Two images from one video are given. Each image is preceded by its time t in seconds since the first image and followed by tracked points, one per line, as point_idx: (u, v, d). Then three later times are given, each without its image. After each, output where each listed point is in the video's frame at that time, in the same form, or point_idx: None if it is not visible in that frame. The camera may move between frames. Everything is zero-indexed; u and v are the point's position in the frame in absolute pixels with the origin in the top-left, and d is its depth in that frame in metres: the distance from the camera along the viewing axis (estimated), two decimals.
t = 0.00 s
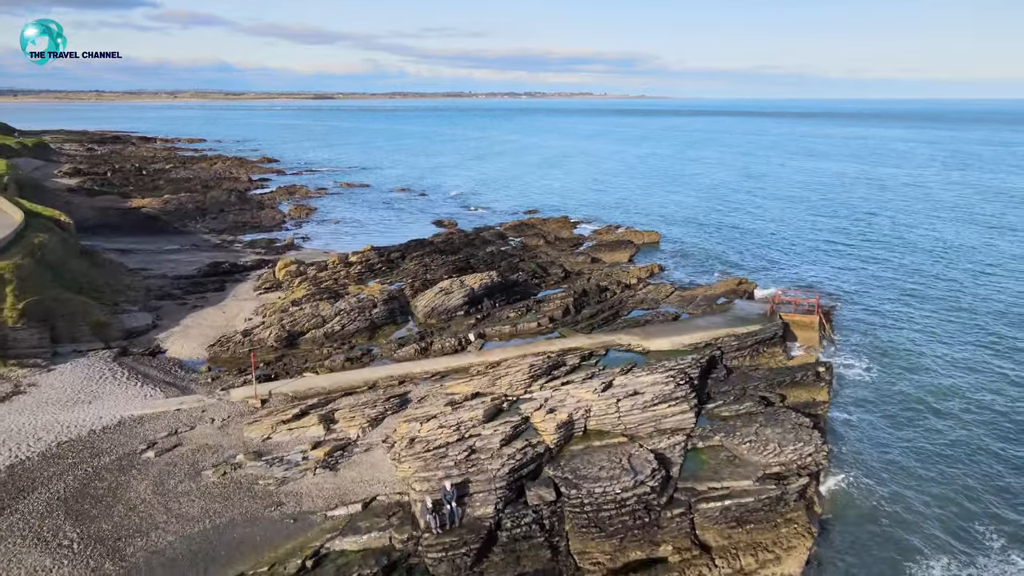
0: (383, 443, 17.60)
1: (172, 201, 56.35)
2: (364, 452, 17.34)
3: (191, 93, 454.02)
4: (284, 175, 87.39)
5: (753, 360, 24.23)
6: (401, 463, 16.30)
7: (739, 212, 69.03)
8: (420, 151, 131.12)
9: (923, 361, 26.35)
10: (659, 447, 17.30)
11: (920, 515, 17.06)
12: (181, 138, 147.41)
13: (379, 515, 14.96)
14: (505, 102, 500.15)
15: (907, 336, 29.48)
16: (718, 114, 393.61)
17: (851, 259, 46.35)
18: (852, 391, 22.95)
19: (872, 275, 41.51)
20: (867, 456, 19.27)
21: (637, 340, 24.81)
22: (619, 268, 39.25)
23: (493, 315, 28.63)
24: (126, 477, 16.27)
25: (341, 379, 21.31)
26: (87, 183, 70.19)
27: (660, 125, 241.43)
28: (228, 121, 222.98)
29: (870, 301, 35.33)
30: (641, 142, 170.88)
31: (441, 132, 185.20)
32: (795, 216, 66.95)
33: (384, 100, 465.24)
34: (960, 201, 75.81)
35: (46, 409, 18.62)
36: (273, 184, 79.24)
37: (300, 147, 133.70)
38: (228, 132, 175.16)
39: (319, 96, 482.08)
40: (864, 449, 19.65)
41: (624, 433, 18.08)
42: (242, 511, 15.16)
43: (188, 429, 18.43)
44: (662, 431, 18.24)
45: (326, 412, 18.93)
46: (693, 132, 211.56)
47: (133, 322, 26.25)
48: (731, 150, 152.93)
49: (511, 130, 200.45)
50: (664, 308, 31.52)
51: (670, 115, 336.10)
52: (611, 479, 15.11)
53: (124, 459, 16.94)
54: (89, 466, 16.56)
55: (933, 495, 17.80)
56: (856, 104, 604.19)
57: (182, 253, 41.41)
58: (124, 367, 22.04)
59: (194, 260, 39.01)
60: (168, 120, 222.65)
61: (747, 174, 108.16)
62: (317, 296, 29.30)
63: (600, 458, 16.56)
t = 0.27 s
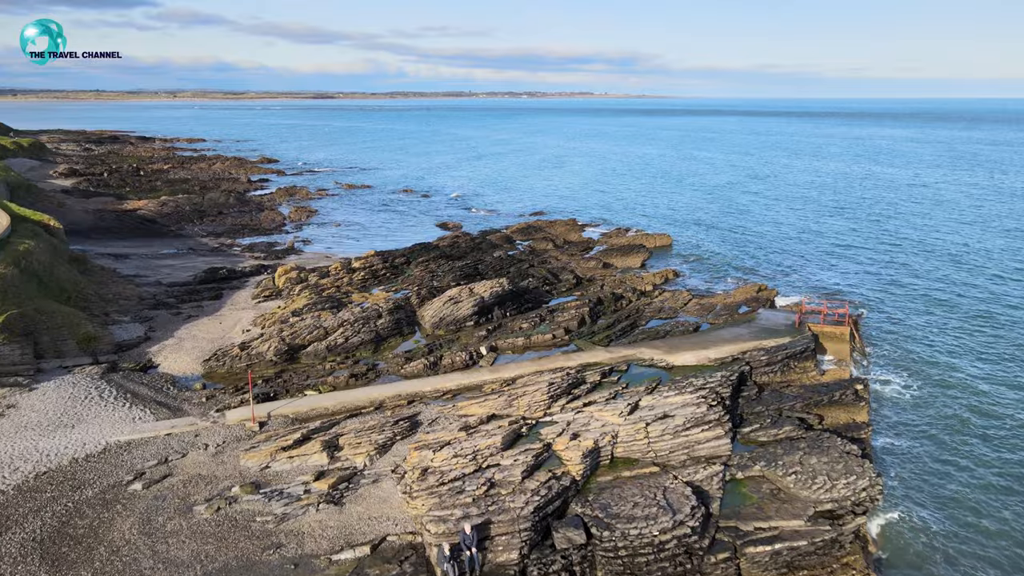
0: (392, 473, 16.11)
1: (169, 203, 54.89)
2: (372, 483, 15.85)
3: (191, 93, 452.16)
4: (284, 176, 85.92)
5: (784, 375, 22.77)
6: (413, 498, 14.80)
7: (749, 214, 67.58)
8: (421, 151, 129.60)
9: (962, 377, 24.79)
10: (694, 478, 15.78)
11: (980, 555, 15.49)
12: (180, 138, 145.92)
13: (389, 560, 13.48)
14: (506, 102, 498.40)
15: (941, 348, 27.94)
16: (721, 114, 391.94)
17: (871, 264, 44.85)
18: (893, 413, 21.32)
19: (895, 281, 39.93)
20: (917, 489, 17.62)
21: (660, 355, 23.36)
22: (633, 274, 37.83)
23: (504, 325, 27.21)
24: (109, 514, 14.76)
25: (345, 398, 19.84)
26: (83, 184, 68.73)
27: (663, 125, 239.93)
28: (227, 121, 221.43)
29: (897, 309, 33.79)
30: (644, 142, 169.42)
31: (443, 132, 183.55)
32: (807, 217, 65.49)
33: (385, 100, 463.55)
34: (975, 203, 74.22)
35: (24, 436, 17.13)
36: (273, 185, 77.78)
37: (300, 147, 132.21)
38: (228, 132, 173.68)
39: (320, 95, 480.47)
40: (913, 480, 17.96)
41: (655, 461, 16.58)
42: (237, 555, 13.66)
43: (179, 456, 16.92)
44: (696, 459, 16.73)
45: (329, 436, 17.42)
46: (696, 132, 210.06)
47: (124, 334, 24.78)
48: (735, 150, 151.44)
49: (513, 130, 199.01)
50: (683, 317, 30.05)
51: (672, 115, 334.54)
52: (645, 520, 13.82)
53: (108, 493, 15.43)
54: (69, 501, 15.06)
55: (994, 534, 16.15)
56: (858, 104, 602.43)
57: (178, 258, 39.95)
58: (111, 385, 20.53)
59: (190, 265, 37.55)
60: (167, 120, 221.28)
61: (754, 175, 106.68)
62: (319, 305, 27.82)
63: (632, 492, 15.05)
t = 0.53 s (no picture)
0: (404, 510, 14.62)
1: (166, 205, 53.40)
2: (382, 522, 14.34)
3: (190, 92, 450.49)
4: (284, 176, 84.46)
5: (820, 394, 21.29)
6: (430, 546, 13.41)
7: (759, 216, 66.15)
8: (423, 152, 128.03)
9: (1007, 395, 23.19)
10: (738, 517, 14.37)
11: None
12: (179, 138, 144.46)
13: None
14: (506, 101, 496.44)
15: (980, 360, 26.37)
16: (726, 112, 389.57)
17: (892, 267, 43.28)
18: (941, 441, 19.55)
19: (920, 285, 38.36)
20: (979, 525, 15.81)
21: (686, 371, 21.87)
22: (647, 280, 36.37)
23: (518, 337, 25.75)
24: (90, 559, 13.22)
25: (351, 421, 18.36)
26: (79, 185, 67.25)
27: (665, 125, 238.42)
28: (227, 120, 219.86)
29: (926, 316, 32.25)
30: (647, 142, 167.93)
31: (444, 131, 181.93)
32: (819, 219, 63.99)
33: (385, 100, 461.75)
34: (990, 205, 72.69)
35: None
36: (273, 186, 76.31)
37: (301, 146, 130.72)
38: (227, 132, 172.19)
39: (320, 95, 478.88)
40: (973, 516, 16.14)
41: (693, 495, 15.11)
42: None
43: (169, 489, 15.39)
44: (737, 493, 15.22)
45: (334, 466, 15.91)
46: (700, 132, 208.38)
47: (114, 348, 23.26)
48: (740, 150, 149.83)
49: (515, 129, 197.59)
50: (704, 328, 28.56)
51: (675, 115, 332.80)
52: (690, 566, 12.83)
53: (89, 533, 13.89)
54: (45, 544, 13.51)
55: None
56: (860, 104, 600.45)
57: (174, 263, 38.50)
58: (98, 407, 19.01)
59: (186, 271, 36.07)
60: (166, 121, 220.05)
61: (761, 175, 105.18)
62: (321, 316, 26.32)
63: (672, 536, 13.66)
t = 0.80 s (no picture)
0: (419, 555, 13.09)
1: (163, 207, 51.95)
2: (395, 570, 12.81)
3: (190, 92, 448.89)
4: (284, 177, 83.05)
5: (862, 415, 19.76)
6: None
7: (770, 219, 64.65)
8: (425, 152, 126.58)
9: None
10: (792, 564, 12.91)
11: None
12: (178, 138, 143.13)
13: None
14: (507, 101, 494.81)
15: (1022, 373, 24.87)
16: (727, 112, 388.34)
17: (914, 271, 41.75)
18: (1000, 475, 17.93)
19: (946, 292, 36.85)
20: None
21: (716, 389, 20.36)
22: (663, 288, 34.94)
23: (533, 351, 24.29)
24: None
25: (357, 448, 16.85)
26: (75, 187, 65.78)
27: (668, 125, 236.96)
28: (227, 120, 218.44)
29: (956, 325, 30.76)
30: (650, 142, 166.47)
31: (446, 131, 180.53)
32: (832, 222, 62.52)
33: (385, 100, 460.16)
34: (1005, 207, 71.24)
35: None
36: (273, 187, 74.87)
37: (301, 146, 129.30)
38: (227, 132, 170.81)
39: (321, 95, 477.93)
40: None
41: (740, 538, 13.60)
42: None
43: (156, 530, 13.86)
44: (789, 535, 13.70)
45: (339, 503, 14.38)
46: (703, 132, 206.88)
47: (102, 364, 21.74)
48: (745, 150, 148.32)
49: (516, 129, 196.18)
50: (728, 340, 27.08)
51: (677, 115, 331.07)
52: None
53: None
54: None
55: None
56: (862, 104, 598.89)
57: (170, 269, 37.04)
58: (82, 431, 17.48)
59: (182, 278, 34.59)
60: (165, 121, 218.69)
61: (768, 176, 103.66)
62: (324, 328, 24.84)
63: None
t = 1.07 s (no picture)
0: None
1: (161, 210, 50.49)
2: None
3: (190, 92, 447.44)
4: (285, 178, 81.64)
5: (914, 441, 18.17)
6: None
7: (782, 222, 63.20)
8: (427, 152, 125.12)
9: None
10: None
11: None
12: (177, 138, 141.75)
13: None
14: (508, 101, 493.17)
15: None
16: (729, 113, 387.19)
17: (940, 277, 40.19)
18: None
19: (976, 300, 35.30)
20: None
21: (753, 412, 18.85)
22: (681, 296, 33.44)
23: (552, 368, 22.83)
24: None
25: (368, 481, 15.38)
26: (71, 189, 64.34)
27: (670, 125, 235.43)
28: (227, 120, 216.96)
29: (994, 338, 29.21)
30: (654, 142, 164.98)
31: (448, 131, 179.09)
32: (847, 225, 61.01)
33: (386, 100, 458.47)
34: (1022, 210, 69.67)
35: None
36: (274, 189, 73.46)
37: (302, 146, 127.82)
38: (226, 132, 169.40)
39: (321, 95, 476.98)
40: None
41: None
42: None
43: None
44: None
45: (352, 549, 12.91)
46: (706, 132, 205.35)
47: (91, 384, 20.26)
48: (750, 151, 146.78)
49: (518, 129, 194.72)
50: (756, 353, 25.61)
51: (680, 115, 329.39)
52: None
53: None
54: None
55: None
56: (863, 104, 597.30)
57: (167, 276, 35.60)
58: (67, 463, 15.98)
59: (180, 286, 33.13)
60: (165, 121, 217.21)
61: (776, 177, 102.18)
62: (330, 342, 23.38)
63: None
